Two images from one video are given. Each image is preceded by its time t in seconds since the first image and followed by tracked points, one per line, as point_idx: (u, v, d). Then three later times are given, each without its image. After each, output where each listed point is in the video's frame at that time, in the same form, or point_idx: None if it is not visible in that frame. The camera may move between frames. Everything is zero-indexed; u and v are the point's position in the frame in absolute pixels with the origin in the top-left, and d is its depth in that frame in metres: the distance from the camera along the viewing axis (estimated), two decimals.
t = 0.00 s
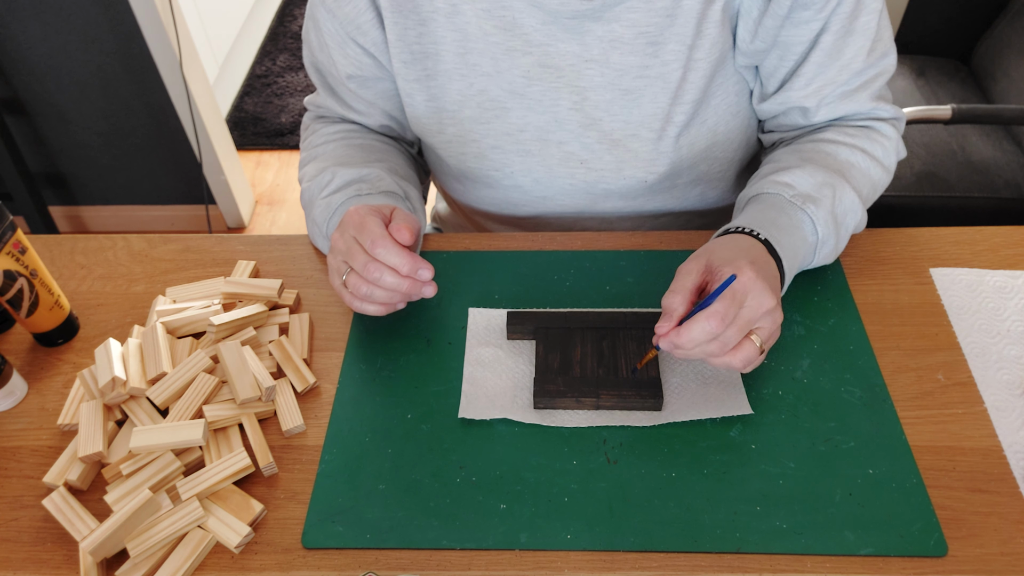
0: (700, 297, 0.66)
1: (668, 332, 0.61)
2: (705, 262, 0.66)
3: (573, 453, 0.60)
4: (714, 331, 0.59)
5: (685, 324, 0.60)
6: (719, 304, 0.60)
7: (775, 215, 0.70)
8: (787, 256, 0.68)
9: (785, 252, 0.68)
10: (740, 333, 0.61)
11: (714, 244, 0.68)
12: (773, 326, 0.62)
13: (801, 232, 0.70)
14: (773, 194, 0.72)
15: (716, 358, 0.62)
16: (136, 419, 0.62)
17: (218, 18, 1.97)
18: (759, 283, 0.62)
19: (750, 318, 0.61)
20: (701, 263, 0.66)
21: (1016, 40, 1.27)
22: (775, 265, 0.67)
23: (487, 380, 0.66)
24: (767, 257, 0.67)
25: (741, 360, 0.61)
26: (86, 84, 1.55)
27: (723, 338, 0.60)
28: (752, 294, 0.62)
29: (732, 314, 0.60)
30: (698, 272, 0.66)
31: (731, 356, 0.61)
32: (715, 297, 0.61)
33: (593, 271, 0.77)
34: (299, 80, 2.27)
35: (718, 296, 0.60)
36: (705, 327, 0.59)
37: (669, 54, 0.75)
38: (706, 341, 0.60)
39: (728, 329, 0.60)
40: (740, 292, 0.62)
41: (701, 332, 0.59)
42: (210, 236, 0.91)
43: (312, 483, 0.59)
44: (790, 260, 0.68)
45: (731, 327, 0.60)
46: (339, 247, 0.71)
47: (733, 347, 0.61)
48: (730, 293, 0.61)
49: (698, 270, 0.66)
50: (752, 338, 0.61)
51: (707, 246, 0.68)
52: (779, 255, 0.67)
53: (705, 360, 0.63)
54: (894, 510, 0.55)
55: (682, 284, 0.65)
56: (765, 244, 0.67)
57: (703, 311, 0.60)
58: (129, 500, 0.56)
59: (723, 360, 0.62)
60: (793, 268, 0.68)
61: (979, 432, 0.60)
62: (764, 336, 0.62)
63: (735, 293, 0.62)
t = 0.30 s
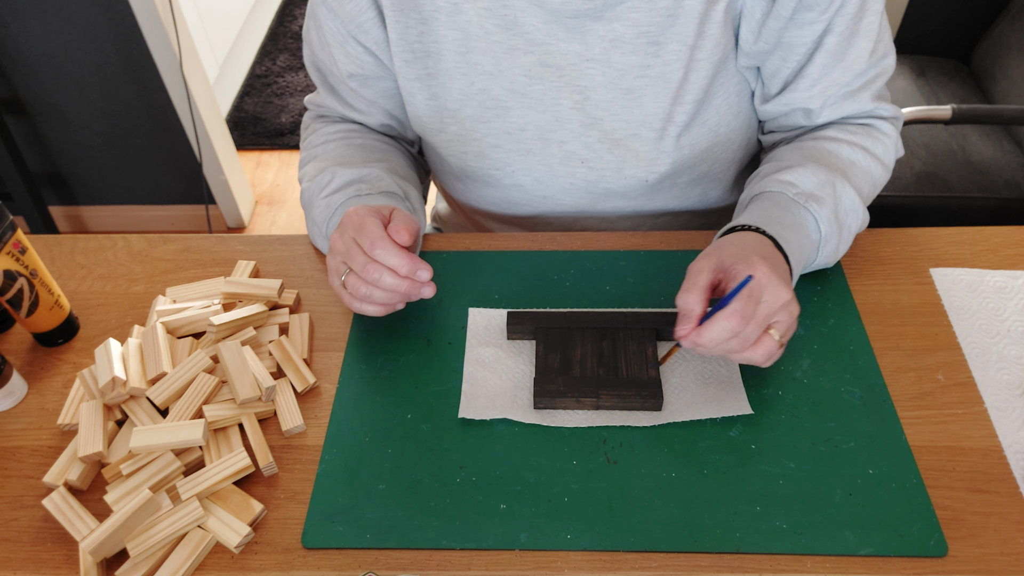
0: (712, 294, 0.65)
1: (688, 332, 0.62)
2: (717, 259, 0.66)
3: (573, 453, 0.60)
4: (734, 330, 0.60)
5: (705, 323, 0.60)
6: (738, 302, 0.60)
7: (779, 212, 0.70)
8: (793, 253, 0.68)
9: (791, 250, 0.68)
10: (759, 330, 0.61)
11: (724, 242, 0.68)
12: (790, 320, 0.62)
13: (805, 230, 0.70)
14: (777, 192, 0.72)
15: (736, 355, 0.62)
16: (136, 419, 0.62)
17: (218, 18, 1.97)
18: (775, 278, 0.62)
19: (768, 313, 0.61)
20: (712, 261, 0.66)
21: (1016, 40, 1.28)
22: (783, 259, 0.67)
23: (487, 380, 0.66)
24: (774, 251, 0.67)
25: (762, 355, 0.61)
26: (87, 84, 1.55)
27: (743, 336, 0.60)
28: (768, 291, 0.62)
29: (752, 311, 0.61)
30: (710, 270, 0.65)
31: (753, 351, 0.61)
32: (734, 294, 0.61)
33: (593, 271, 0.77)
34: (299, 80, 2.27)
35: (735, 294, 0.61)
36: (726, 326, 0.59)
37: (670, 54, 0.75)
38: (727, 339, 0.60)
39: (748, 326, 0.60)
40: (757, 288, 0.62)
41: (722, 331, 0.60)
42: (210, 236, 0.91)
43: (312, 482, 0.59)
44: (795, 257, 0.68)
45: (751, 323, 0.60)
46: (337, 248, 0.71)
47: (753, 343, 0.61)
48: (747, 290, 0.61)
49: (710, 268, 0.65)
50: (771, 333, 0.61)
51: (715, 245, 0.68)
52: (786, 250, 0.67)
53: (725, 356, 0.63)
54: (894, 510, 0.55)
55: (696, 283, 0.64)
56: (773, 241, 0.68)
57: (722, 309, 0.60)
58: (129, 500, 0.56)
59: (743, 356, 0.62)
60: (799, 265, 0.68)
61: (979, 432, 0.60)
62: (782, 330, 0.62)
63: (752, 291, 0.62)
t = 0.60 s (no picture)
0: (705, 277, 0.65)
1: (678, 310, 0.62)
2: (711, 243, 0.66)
3: (572, 453, 0.60)
4: (724, 309, 0.60)
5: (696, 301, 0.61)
6: (729, 281, 0.61)
7: (778, 206, 0.70)
8: (790, 248, 0.68)
9: (787, 243, 0.68)
10: (749, 311, 0.61)
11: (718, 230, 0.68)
12: (782, 304, 0.63)
13: (802, 225, 0.70)
14: (776, 187, 0.72)
15: (726, 336, 0.62)
16: (136, 419, 0.62)
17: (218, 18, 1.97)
18: (767, 261, 0.63)
19: (759, 296, 0.62)
20: (706, 244, 0.66)
21: (1016, 40, 1.27)
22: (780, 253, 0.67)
23: (487, 380, 0.66)
24: (769, 241, 0.67)
25: (752, 338, 0.61)
26: (87, 84, 1.55)
27: (733, 316, 0.61)
28: (760, 273, 0.62)
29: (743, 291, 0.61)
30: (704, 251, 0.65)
31: (744, 333, 0.62)
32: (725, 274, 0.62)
33: (593, 271, 0.77)
34: (299, 80, 2.27)
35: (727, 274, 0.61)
36: (716, 304, 0.60)
37: (671, 54, 0.75)
38: (717, 319, 0.61)
39: (739, 305, 0.61)
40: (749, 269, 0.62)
41: (713, 309, 0.60)
42: (210, 236, 0.91)
43: (312, 482, 0.59)
44: (792, 252, 0.68)
45: (739, 304, 0.61)
46: (337, 247, 0.71)
47: (743, 325, 0.61)
48: (738, 271, 0.62)
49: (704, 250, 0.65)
50: (762, 316, 0.61)
51: (711, 231, 0.68)
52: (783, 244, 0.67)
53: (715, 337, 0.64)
54: (894, 510, 0.55)
55: (689, 263, 0.64)
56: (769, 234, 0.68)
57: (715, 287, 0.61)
58: (129, 500, 0.56)
59: (733, 338, 0.62)
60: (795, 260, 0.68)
61: (979, 431, 0.60)
62: (774, 314, 0.62)
63: (743, 272, 0.62)
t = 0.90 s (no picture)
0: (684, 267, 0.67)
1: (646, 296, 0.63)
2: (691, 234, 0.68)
3: (572, 453, 0.60)
4: (687, 296, 0.61)
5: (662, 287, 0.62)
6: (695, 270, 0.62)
7: (769, 205, 0.70)
8: (780, 248, 0.68)
9: (775, 241, 0.68)
10: (713, 302, 0.61)
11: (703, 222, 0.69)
12: (751, 299, 0.62)
13: (793, 224, 0.70)
14: (767, 187, 0.72)
15: (692, 327, 0.63)
16: (136, 419, 0.63)
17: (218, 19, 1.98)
18: (738, 254, 0.63)
19: (726, 288, 0.62)
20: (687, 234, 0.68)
21: (1016, 40, 1.28)
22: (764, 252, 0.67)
23: (487, 380, 0.66)
24: (754, 240, 0.67)
25: (714, 329, 0.62)
26: (87, 84, 1.56)
27: (696, 305, 0.62)
28: (730, 265, 0.62)
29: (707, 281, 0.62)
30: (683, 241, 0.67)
31: (708, 324, 0.62)
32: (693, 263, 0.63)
33: (592, 271, 0.77)
34: (299, 81, 2.27)
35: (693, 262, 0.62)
36: (679, 291, 0.61)
37: (671, 55, 0.75)
38: (680, 306, 0.62)
39: (702, 295, 0.62)
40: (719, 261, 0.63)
41: (675, 296, 0.61)
42: (210, 236, 0.91)
43: (312, 483, 0.59)
44: (781, 251, 0.68)
45: (704, 293, 0.62)
46: (337, 247, 0.71)
47: (706, 315, 0.62)
48: (705, 260, 0.63)
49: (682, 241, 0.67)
50: (726, 308, 0.61)
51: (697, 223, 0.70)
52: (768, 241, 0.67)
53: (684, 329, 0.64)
54: (894, 510, 0.55)
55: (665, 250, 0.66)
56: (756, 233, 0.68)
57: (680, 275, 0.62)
58: (129, 500, 0.56)
59: (696, 328, 0.63)
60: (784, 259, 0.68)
61: (978, 431, 0.60)
62: (741, 309, 0.62)
63: (711, 261, 0.63)
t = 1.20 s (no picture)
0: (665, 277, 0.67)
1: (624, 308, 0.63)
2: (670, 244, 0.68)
3: (572, 453, 0.60)
4: (665, 307, 0.61)
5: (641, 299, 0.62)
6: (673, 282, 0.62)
7: (757, 207, 0.70)
8: (764, 251, 0.68)
9: (761, 244, 0.68)
10: (691, 312, 0.62)
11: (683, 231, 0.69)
12: (729, 309, 0.63)
13: (781, 225, 0.70)
14: (755, 189, 0.72)
15: (670, 336, 0.63)
16: (136, 419, 0.63)
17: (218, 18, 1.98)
18: (717, 264, 0.63)
19: (704, 299, 0.62)
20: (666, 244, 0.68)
21: (1016, 40, 1.28)
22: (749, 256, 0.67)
23: (487, 380, 0.66)
24: (737, 244, 0.67)
25: (693, 339, 0.62)
26: (87, 84, 1.56)
27: (675, 315, 0.62)
28: (709, 275, 0.63)
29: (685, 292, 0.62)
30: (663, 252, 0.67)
31: (686, 335, 0.62)
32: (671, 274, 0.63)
33: (592, 271, 0.77)
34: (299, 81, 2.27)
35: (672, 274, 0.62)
36: (657, 303, 0.61)
37: (669, 54, 0.75)
38: (659, 317, 0.62)
39: (680, 305, 0.62)
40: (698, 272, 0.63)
41: (654, 308, 0.61)
42: (210, 236, 0.91)
43: (312, 483, 0.59)
44: (767, 254, 0.68)
45: (683, 304, 0.62)
46: (337, 247, 0.71)
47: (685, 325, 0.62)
48: (683, 271, 0.63)
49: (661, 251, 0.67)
50: (705, 319, 0.62)
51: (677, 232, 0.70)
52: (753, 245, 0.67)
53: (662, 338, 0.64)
54: (894, 510, 0.55)
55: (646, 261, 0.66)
56: (739, 235, 0.68)
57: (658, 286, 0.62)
58: (129, 500, 0.56)
59: (675, 339, 0.63)
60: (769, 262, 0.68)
61: (978, 431, 0.60)
62: (720, 318, 0.63)
63: (690, 272, 0.63)
